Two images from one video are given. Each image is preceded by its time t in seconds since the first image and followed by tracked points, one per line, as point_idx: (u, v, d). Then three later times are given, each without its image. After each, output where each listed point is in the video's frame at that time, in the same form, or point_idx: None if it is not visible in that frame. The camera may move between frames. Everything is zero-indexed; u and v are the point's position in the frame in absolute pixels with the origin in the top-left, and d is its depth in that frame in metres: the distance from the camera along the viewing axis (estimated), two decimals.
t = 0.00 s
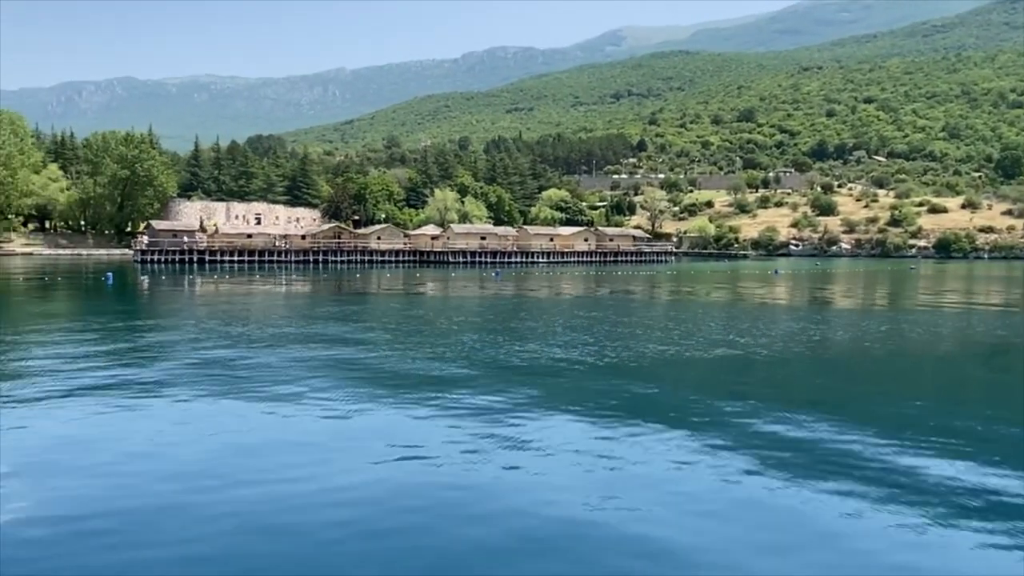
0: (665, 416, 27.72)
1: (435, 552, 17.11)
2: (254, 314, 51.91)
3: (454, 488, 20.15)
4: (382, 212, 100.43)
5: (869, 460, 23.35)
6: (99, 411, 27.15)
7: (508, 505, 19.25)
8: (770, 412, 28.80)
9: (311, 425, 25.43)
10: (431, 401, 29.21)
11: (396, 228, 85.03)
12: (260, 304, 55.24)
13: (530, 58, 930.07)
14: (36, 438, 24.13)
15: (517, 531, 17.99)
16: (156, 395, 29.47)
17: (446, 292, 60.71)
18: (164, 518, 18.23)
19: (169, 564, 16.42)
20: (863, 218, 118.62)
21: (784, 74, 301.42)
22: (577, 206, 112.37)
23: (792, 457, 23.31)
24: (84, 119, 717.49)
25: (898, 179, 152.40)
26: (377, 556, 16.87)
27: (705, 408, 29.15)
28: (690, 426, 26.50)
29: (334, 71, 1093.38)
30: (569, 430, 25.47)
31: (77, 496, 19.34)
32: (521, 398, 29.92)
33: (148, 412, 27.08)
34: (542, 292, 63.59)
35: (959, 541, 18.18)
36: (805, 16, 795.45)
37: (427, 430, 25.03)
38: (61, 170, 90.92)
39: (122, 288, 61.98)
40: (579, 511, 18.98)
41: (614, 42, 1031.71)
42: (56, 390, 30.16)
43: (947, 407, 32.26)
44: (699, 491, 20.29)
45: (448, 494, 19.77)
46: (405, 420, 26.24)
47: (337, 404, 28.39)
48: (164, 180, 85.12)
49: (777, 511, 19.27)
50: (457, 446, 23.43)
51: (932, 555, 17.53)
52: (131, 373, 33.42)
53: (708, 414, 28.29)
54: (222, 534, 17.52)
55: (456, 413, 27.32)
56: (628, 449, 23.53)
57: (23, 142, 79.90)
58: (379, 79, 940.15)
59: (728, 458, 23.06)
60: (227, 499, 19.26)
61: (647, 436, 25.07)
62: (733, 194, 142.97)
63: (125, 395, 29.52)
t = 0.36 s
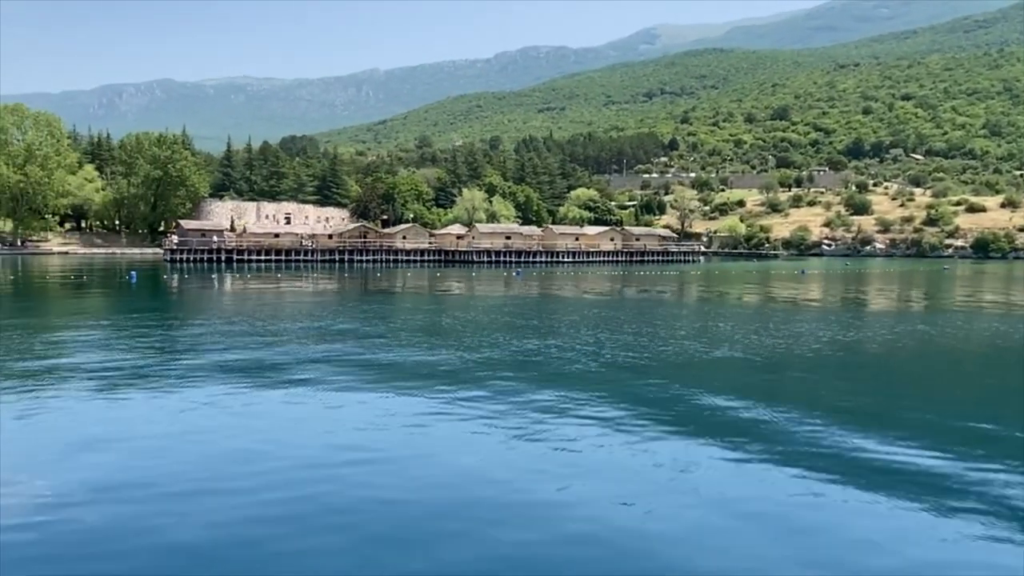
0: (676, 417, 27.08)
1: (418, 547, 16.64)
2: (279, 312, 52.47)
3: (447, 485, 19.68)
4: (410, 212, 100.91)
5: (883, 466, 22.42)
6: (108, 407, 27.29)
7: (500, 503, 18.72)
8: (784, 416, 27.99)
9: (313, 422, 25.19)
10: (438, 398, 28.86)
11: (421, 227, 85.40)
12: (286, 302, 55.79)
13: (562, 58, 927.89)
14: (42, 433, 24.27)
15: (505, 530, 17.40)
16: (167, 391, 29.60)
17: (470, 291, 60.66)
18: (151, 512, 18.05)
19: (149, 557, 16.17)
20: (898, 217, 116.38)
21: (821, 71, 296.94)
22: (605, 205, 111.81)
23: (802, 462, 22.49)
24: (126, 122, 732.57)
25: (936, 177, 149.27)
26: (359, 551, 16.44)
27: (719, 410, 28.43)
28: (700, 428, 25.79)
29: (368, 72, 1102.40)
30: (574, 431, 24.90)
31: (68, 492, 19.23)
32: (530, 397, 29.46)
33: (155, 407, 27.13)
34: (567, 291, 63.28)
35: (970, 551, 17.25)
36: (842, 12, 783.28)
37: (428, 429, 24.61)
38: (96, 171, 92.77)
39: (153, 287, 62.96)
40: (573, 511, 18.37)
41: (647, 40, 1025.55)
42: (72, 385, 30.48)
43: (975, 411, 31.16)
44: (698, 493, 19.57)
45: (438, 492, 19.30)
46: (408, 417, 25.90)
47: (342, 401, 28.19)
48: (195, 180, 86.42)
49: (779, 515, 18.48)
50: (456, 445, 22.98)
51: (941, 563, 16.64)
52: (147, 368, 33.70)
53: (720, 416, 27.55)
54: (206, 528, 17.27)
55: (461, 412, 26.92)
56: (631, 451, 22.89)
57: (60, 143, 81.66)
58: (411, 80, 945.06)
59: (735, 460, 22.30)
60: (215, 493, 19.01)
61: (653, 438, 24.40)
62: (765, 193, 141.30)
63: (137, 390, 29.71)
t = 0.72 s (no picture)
0: (680, 419, 26.77)
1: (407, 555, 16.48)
2: (290, 311, 52.72)
3: (441, 491, 19.52)
4: (424, 212, 101.09)
5: (888, 471, 22.02)
6: (110, 405, 27.41)
7: (492, 511, 18.51)
8: (791, 417, 27.68)
9: (313, 422, 25.08)
10: (441, 399, 28.71)
11: (433, 228, 85.17)
12: (297, 302, 56.05)
13: (580, 58, 926.63)
14: (41, 430, 24.33)
15: (500, 534, 17.34)
16: (170, 389, 29.71)
17: (482, 292, 60.72)
18: (143, 515, 18.00)
19: (137, 561, 16.10)
20: (917, 217, 115.06)
21: (841, 70, 294.41)
22: (620, 205, 111.41)
23: (805, 467, 22.10)
24: (148, 123, 739.95)
25: (957, 177, 147.48)
26: (348, 559, 16.30)
27: (725, 411, 28.16)
28: (704, 431, 25.45)
29: (388, 73, 1106.00)
30: (575, 432, 24.67)
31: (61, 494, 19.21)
32: (534, 398, 29.27)
33: (157, 406, 27.16)
34: (579, 292, 63.12)
35: (974, 562, 16.85)
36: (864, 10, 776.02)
37: (427, 431, 24.47)
38: (114, 172, 93.75)
39: (168, 287, 63.55)
40: (566, 519, 18.13)
41: (666, 39, 1021.39)
42: (78, 384, 30.66)
43: (988, 412, 30.71)
44: (699, 500, 19.26)
45: (431, 497, 19.17)
46: (409, 419, 25.77)
47: (345, 401, 28.15)
48: (211, 182, 87.17)
49: (776, 523, 18.15)
50: (454, 448, 22.75)
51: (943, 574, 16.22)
52: (154, 367, 33.90)
53: (725, 418, 27.24)
54: (196, 531, 17.19)
55: (461, 413, 26.70)
56: (630, 453, 22.63)
57: (78, 145, 82.52)
58: (429, 80, 947.25)
59: (738, 465, 21.95)
60: (209, 496, 18.96)
61: (655, 440, 24.11)
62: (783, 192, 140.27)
63: (140, 388, 29.84)
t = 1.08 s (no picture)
0: (676, 423, 26.40)
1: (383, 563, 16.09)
2: (295, 313, 52.94)
3: (423, 498, 19.16)
4: (434, 214, 101.32)
5: (886, 478, 21.50)
6: (102, 407, 27.33)
7: (474, 518, 18.12)
8: (791, 420, 27.25)
9: (303, 426, 24.82)
10: (435, 399, 28.85)
11: (439, 229, 85.03)
12: (303, 304, 56.26)
13: (594, 60, 925.42)
14: (28, 433, 24.21)
15: (479, 532, 17.43)
16: (164, 391, 29.64)
17: (489, 293, 60.67)
18: (119, 521, 17.72)
19: (105, 564, 15.92)
20: (931, 218, 114.03)
21: (856, 70, 292.46)
22: (630, 206, 111.11)
23: (791, 467, 22.05)
24: (164, 125, 746.36)
25: (973, 177, 146.06)
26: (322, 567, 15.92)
27: (724, 415, 27.76)
28: (699, 435, 25.05)
29: (402, 75, 1109.65)
30: (568, 436, 24.30)
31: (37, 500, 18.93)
32: (530, 398, 29.31)
33: (152, 406, 27.37)
34: (586, 293, 62.94)
35: (970, 572, 16.28)
36: (881, 10, 770.48)
37: (417, 435, 24.18)
38: (126, 175, 94.48)
39: (176, 288, 63.94)
40: (549, 527, 17.71)
41: (682, 40, 1018.64)
42: (72, 385, 30.67)
43: (993, 414, 30.22)
44: (687, 507, 18.78)
45: (413, 503, 18.81)
46: (400, 422, 25.50)
47: (338, 403, 27.96)
48: (221, 184, 87.71)
49: (765, 533, 17.65)
50: (443, 452, 22.42)
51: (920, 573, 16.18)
52: (153, 368, 34.00)
53: (723, 421, 26.84)
54: (171, 539, 16.89)
55: (454, 414, 26.81)
56: (622, 458, 22.21)
57: (89, 146, 83.19)
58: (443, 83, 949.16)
59: (731, 471, 21.47)
60: (186, 500, 18.82)
61: (649, 445, 23.68)
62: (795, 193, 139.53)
63: (135, 389, 29.78)
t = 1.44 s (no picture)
0: (679, 428, 25.94)
1: None
2: (305, 315, 53.19)
3: (415, 506, 18.80)
4: (446, 216, 101.59)
5: (890, 485, 21.01)
6: (100, 408, 27.32)
7: (460, 524, 18.01)
8: (796, 424, 26.79)
9: (299, 430, 24.57)
10: (433, 400, 28.95)
11: (449, 231, 85.01)
12: (312, 306, 56.47)
13: (610, 62, 923.42)
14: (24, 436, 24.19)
15: (464, 533, 17.54)
16: (162, 392, 29.68)
17: (499, 296, 60.60)
18: (105, 531, 17.52)
19: (92, 564, 16.14)
20: (948, 220, 112.83)
21: (875, 70, 290.10)
22: (644, 208, 110.77)
23: (782, 469, 21.95)
24: (184, 128, 752.93)
25: (992, 178, 144.27)
26: None
27: (726, 419, 27.33)
28: (702, 441, 24.58)
29: (419, 78, 1113.31)
30: (567, 441, 23.89)
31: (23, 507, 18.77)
32: (528, 399, 29.33)
33: (153, 406, 27.64)
34: (596, 295, 62.77)
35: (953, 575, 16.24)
36: (901, 10, 763.25)
37: (414, 439, 23.90)
38: (141, 177, 95.25)
39: (187, 290, 64.42)
40: (541, 540, 17.32)
41: (699, 41, 1014.05)
42: (73, 386, 30.75)
43: (1003, 417, 29.73)
44: (683, 519, 18.36)
45: (403, 511, 18.53)
46: (397, 425, 25.26)
47: (336, 406, 27.84)
48: (234, 186, 88.44)
49: (754, 543, 17.31)
50: (437, 457, 22.12)
51: None
52: (158, 369, 34.30)
53: (726, 425, 26.44)
54: (155, 551, 16.67)
55: (451, 415, 26.90)
56: (620, 465, 21.81)
57: (105, 149, 84.01)
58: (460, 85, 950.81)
59: (731, 479, 20.98)
60: (178, 500, 19.04)
61: (649, 450, 23.27)
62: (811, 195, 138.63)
63: (137, 390, 30.10)
